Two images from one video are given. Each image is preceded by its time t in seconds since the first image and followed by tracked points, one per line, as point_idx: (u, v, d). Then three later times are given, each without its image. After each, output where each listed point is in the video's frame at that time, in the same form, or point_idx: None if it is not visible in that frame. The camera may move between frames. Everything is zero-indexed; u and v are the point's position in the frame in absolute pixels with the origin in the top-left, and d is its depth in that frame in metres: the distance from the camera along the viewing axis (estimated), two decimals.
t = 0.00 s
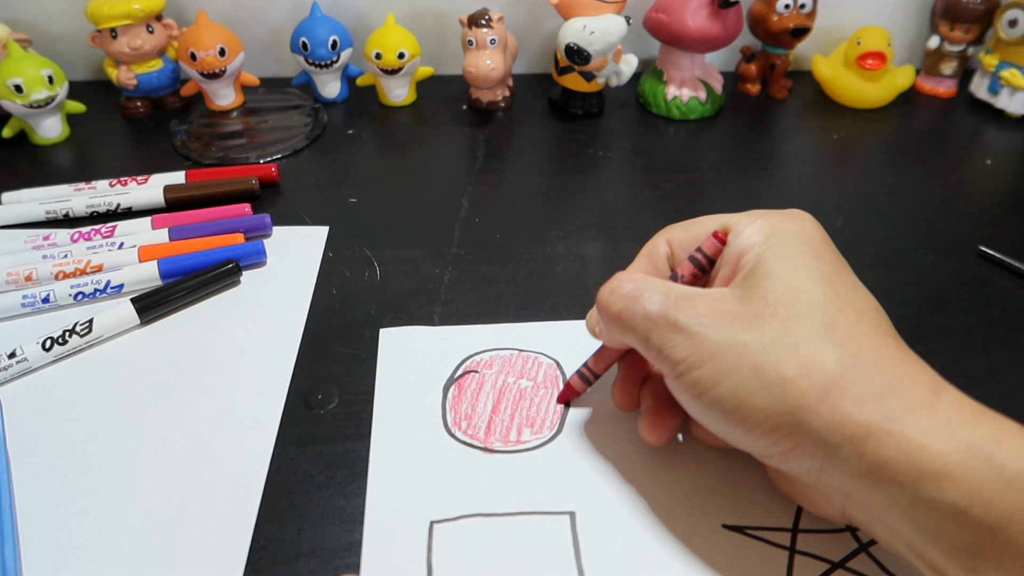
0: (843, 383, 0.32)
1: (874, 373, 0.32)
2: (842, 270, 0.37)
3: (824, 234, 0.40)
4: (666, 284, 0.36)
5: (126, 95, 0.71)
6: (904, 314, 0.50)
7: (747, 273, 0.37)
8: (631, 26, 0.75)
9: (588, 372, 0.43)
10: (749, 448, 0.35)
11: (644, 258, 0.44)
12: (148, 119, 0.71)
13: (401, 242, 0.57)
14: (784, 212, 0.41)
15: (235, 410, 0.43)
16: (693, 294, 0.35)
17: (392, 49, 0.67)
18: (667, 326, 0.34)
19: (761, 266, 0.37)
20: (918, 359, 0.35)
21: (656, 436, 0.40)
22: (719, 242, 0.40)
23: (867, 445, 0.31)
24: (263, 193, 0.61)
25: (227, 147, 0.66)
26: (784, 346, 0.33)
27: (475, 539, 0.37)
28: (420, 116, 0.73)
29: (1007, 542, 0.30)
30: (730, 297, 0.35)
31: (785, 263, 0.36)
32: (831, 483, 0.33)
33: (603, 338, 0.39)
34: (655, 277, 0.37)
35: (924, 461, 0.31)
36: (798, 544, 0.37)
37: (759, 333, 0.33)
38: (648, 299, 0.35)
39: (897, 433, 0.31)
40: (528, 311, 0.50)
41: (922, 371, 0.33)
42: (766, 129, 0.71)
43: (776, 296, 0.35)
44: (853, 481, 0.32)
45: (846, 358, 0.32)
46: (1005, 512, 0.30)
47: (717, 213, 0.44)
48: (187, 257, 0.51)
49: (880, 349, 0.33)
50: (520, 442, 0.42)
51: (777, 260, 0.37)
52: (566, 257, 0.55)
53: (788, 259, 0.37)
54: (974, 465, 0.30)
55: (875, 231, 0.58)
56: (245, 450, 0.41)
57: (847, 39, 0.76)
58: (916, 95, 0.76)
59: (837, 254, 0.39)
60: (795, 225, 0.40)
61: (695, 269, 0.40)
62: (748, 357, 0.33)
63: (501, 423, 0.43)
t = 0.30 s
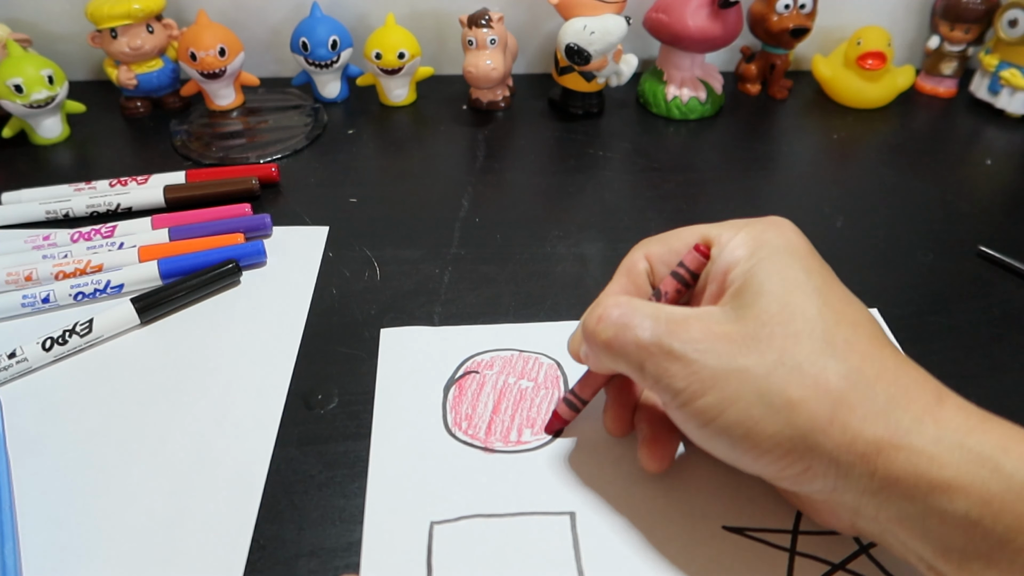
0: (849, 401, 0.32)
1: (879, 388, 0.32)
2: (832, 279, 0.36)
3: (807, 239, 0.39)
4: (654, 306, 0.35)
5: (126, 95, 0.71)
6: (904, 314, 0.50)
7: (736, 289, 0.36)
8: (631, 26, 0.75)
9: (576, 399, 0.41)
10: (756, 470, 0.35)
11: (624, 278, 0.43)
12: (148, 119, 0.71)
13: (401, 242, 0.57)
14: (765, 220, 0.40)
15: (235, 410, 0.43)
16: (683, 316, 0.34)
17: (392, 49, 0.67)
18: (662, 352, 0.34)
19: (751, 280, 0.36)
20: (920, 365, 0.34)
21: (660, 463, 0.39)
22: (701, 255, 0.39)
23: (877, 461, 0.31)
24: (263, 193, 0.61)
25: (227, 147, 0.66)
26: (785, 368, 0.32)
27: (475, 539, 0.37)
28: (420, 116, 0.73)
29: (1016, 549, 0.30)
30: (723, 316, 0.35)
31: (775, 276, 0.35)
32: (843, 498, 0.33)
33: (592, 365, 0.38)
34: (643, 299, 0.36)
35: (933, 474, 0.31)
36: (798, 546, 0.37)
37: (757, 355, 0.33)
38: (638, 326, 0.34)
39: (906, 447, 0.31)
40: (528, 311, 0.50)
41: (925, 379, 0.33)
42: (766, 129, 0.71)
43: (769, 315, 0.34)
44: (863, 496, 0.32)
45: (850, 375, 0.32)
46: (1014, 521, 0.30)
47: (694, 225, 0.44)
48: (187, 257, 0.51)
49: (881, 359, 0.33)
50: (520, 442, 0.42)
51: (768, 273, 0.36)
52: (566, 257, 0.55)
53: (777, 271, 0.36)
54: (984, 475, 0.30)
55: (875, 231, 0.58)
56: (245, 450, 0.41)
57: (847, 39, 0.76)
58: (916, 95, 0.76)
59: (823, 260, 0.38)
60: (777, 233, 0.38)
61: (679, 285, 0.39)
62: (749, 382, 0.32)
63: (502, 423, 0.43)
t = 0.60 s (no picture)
0: (843, 411, 0.31)
1: (873, 397, 0.32)
2: (827, 286, 0.36)
3: (804, 246, 0.39)
4: (650, 315, 0.35)
5: (126, 95, 0.71)
6: (904, 314, 0.50)
7: (731, 295, 0.36)
8: (631, 26, 0.75)
9: (566, 393, 0.42)
10: (750, 480, 0.35)
11: (619, 274, 0.44)
12: (148, 119, 0.71)
13: (401, 242, 0.57)
14: (762, 226, 0.40)
15: (235, 410, 0.43)
16: (679, 325, 0.34)
17: (393, 49, 0.67)
18: (657, 362, 0.34)
19: (747, 288, 0.36)
20: (913, 374, 0.34)
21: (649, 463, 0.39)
22: (697, 259, 0.39)
23: (871, 472, 0.31)
24: (263, 193, 0.61)
25: (227, 147, 0.66)
26: (779, 378, 0.32)
27: (475, 540, 0.37)
28: (420, 116, 0.73)
29: (1006, 561, 0.30)
30: (718, 325, 0.34)
31: (772, 282, 0.35)
32: (836, 508, 0.33)
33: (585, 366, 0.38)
34: (639, 305, 0.36)
35: (927, 485, 0.31)
36: (797, 547, 0.37)
37: (752, 365, 0.32)
38: (633, 335, 0.34)
39: (900, 457, 0.31)
40: (528, 311, 0.50)
41: (918, 388, 0.33)
42: (766, 129, 0.71)
43: (764, 323, 0.34)
44: (855, 505, 0.32)
45: (845, 384, 0.32)
46: (1006, 532, 0.30)
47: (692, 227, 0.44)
48: (188, 257, 0.51)
49: (875, 368, 0.33)
50: (520, 443, 0.42)
51: (763, 280, 0.36)
52: (566, 257, 0.55)
53: (774, 278, 0.36)
54: (976, 486, 0.31)
55: (875, 231, 0.58)
56: (245, 450, 0.41)
57: (847, 39, 0.76)
58: (916, 95, 0.76)
59: (820, 266, 0.38)
60: (774, 237, 0.39)
61: (673, 287, 0.39)
62: (743, 392, 0.32)
63: (502, 423, 0.43)
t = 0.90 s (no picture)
0: (849, 417, 0.32)
1: (879, 402, 0.32)
2: (832, 288, 0.36)
3: (807, 246, 0.39)
4: (652, 322, 0.35)
5: (126, 95, 0.71)
6: (904, 314, 0.50)
7: (735, 300, 0.36)
8: (631, 26, 0.75)
9: (567, 399, 0.41)
10: (757, 486, 0.35)
11: (620, 280, 0.43)
12: (148, 119, 0.71)
13: (401, 242, 0.57)
14: (765, 228, 0.40)
15: (235, 410, 0.43)
16: (683, 332, 0.34)
17: (393, 49, 0.67)
18: (662, 370, 0.34)
19: (750, 293, 0.36)
20: (920, 377, 0.34)
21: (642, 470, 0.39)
22: (698, 264, 0.40)
23: (877, 477, 0.31)
24: (263, 192, 0.61)
25: (227, 147, 0.66)
26: (785, 384, 0.32)
27: (475, 540, 0.37)
28: (420, 116, 0.73)
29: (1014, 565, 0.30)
30: (723, 331, 0.34)
31: (777, 286, 0.35)
32: (843, 513, 0.33)
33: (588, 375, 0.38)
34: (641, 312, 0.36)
35: (933, 489, 0.31)
36: (798, 547, 0.37)
37: (757, 371, 0.32)
38: (637, 343, 0.34)
39: (906, 462, 0.31)
40: (527, 311, 0.50)
41: (924, 392, 0.33)
42: (766, 129, 0.71)
43: (768, 329, 0.33)
44: (864, 511, 0.32)
45: (851, 389, 0.32)
46: (1013, 536, 0.30)
47: (692, 231, 0.44)
48: (187, 257, 0.51)
49: (880, 371, 0.33)
50: (520, 442, 0.42)
51: (768, 283, 0.35)
52: (566, 257, 0.55)
53: (777, 281, 0.35)
54: (983, 491, 0.31)
55: (875, 231, 0.58)
56: (245, 450, 0.41)
57: (847, 39, 0.76)
58: (916, 95, 0.76)
59: (822, 268, 0.38)
60: (775, 240, 0.39)
61: (675, 293, 0.40)
62: (750, 399, 0.32)
63: (502, 423, 0.43)
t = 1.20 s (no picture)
0: (852, 422, 0.31)
1: (881, 405, 0.32)
2: (829, 291, 0.36)
3: (801, 248, 0.39)
4: (649, 331, 0.35)
5: (126, 95, 0.71)
6: (904, 314, 0.50)
7: (733, 307, 0.36)
8: (631, 26, 0.75)
9: (562, 412, 0.41)
10: (758, 492, 0.35)
11: (613, 289, 0.43)
12: (148, 119, 0.71)
13: (401, 242, 0.57)
14: (756, 231, 0.40)
15: (235, 410, 0.43)
16: (679, 340, 0.34)
17: (393, 49, 0.67)
18: (661, 380, 0.34)
19: (748, 298, 0.35)
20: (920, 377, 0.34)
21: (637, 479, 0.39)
22: (692, 271, 0.39)
23: (881, 482, 0.31)
24: (263, 192, 0.61)
25: (227, 147, 0.66)
26: (786, 391, 0.32)
27: (475, 540, 0.37)
28: (420, 116, 0.73)
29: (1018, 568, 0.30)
30: (721, 338, 0.34)
31: (775, 291, 0.35)
32: (847, 518, 0.33)
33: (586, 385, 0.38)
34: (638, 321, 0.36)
35: (936, 493, 0.31)
36: (798, 547, 0.37)
37: (757, 379, 0.32)
38: (635, 353, 0.34)
39: (910, 467, 0.31)
40: (528, 311, 0.50)
41: (926, 394, 0.33)
42: (766, 129, 0.71)
43: (767, 335, 0.33)
44: (867, 516, 0.32)
45: (852, 393, 0.32)
46: (1017, 538, 0.30)
47: (682, 236, 0.44)
48: (187, 257, 0.51)
49: (881, 374, 0.33)
50: (520, 443, 0.42)
51: (765, 289, 0.35)
52: (566, 257, 0.55)
53: (774, 286, 0.35)
54: (986, 494, 0.31)
55: (875, 231, 0.58)
56: (245, 450, 0.41)
57: (847, 39, 0.76)
58: (916, 95, 0.76)
59: (819, 270, 0.37)
60: (770, 243, 0.38)
61: (670, 300, 0.39)
62: (751, 407, 0.32)
63: (502, 423, 0.43)
